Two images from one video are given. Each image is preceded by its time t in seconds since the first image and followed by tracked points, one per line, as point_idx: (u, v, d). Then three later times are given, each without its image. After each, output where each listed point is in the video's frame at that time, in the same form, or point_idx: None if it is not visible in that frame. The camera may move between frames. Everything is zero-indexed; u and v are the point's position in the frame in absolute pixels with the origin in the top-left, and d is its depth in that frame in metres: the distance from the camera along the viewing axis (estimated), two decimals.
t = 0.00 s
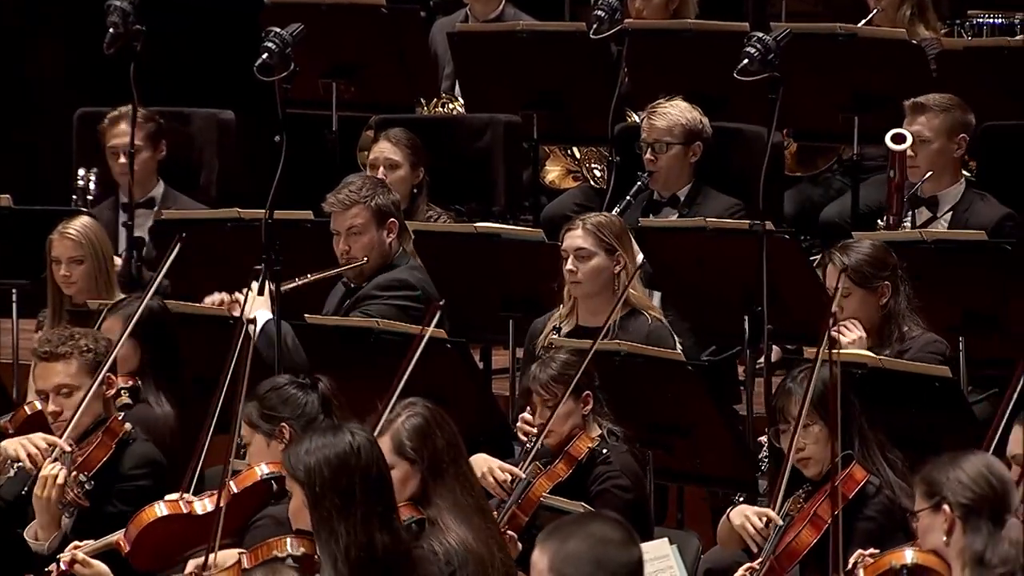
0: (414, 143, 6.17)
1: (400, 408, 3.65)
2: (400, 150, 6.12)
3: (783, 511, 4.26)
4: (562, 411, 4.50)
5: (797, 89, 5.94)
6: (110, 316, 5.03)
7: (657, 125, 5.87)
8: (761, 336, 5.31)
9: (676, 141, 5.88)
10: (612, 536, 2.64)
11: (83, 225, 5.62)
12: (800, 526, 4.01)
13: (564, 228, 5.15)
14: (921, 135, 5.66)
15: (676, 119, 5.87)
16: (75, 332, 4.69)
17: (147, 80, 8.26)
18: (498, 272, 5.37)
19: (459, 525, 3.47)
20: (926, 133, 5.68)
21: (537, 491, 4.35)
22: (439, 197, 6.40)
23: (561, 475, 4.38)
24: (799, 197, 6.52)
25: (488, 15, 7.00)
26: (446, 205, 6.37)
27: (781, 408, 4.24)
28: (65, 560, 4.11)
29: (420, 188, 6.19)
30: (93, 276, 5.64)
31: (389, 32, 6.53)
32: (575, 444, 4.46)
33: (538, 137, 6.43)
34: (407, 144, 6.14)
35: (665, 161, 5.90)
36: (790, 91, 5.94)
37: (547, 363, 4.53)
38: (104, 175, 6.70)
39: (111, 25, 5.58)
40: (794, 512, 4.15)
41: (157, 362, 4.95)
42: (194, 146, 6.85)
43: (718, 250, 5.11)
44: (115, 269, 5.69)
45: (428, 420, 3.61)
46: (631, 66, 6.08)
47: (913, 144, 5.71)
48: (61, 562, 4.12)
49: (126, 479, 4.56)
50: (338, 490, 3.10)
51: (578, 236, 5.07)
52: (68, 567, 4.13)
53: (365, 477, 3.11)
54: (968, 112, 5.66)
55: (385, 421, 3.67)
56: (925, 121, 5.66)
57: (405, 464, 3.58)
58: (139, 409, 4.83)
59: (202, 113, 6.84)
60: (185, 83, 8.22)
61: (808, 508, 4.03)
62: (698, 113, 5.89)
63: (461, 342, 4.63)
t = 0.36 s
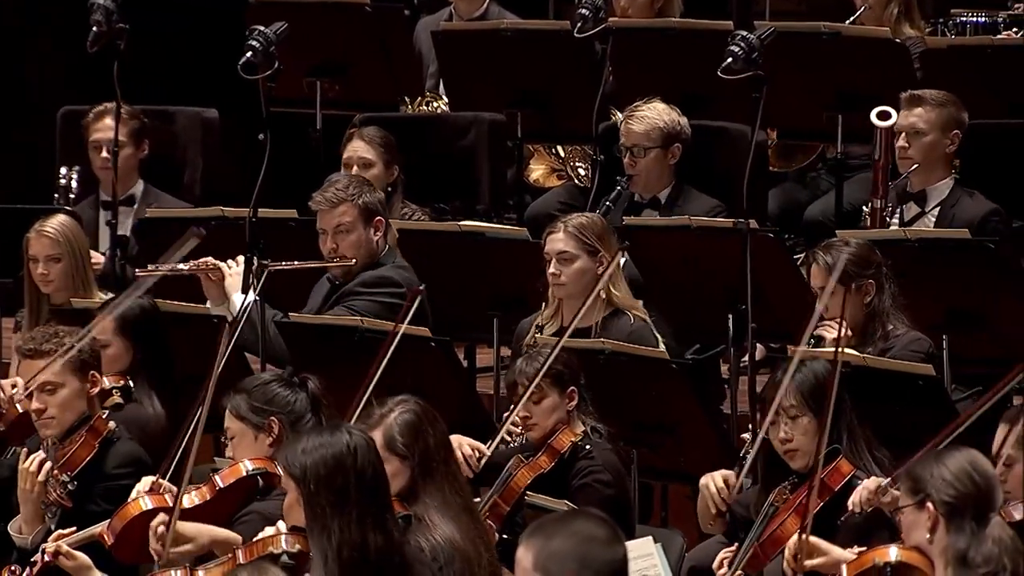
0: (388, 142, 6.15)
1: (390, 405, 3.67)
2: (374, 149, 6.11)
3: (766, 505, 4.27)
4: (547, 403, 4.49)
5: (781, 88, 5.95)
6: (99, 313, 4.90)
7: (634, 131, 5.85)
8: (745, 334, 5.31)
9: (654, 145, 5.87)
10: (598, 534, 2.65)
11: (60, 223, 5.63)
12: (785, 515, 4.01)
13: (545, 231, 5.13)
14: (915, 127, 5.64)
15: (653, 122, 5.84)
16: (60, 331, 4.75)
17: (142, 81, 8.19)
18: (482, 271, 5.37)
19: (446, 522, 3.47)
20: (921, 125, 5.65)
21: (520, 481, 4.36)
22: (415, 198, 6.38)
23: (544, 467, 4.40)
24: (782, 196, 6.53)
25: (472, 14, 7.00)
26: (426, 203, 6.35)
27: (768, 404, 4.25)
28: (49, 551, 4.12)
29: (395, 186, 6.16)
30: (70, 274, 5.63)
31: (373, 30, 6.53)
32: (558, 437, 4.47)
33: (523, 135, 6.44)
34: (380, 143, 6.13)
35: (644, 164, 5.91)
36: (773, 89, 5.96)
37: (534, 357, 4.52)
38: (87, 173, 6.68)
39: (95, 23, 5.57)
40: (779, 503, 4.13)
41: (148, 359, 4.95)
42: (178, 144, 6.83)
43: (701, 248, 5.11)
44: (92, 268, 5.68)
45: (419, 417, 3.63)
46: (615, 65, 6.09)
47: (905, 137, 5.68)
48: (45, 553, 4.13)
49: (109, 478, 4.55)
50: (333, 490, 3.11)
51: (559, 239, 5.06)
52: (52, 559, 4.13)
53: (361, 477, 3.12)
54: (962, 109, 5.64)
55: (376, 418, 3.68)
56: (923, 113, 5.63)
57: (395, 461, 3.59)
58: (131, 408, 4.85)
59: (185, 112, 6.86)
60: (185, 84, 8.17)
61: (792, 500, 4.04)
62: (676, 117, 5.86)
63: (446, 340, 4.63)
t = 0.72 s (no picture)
0: (366, 145, 6.10)
1: (362, 408, 3.67)
2: (352, 155, 6.06)
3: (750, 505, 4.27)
4: (532, 404, 4.51)
5: (767, 88, 5.96)
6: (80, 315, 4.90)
7: (612, 137, 5.86)
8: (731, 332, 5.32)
9: (633, 152, 5.88)
10: (582, 534, 2.65)
11: (44, 223, 5.60)
12: (767, 517, 4.02)
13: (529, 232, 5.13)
14: (903, 127, 5.63)
15: (631, 128, 5.85)
16: (39, 333, 4.69)
17: (129, 80, 7.96)
18: (468, 270, 5.37)
19: (425, 522, 3.47)
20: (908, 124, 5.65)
21: (499, 481, 4.37)
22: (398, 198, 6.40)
23: (525, 467, 4.41)
24: (766, 195, 6.54)
25: (457, 14, 7.00)
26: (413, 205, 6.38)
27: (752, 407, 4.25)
28: (33, 555, 4.08)
29: (375, 187, 6.13)
30: (54, 275, 5.61)
31: (359, 30, 6.53)
32: (541, 437, 4.47)
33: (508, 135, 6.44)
34: (358, 148, 6.08)
35: (625, 172, 5.92)
36: (759, 89, 5.96)
37: (521, 359, 4.55)
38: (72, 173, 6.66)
39: (79, 22, 5.56)
40: (764, 504, 4.15)
41: (129, 360, 4.94)
42: (162, 144, 6.82)
43: (688, 248, 5.11)
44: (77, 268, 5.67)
45: (391, 418, 3.62)
46: (601, 64, 6.09)
47: (893, 136, 5.68)
48: (30, 556, 4.09)
49: (92, 482, 4.55)
50: (310, 491, 3.11)
51: (539, 242, 5.06)
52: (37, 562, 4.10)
53: (337, 477, 3.13)
54: (948, 108, 5.65)
55: (348, 422, 3.68)
56: (908, 113, 5.63)
57: (369, 463, 3.58)
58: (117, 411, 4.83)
59: (170, 112, 6.85)
60: (173, 83, 8.01)
61: (776, 501, 4.04)
62: (653, 120, 5.87)
63: (431, 340, 4.62)
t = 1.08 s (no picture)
0: (357, 147, 6.09)
1: (342, 407, 3.68)
2: (341, 159, 6.04)
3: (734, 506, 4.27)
4: (517, 405, 4.49)
5: (751, 87, 5.97)
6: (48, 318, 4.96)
7: (602, 129, 5.86)
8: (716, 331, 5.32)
9: (622, 144, 5.88)
10: (566, 534, 2.65)
11: (30, 223, 5.58)
12: (752, 517, 4.02)
13: (513, 230, 5.14)
14: (888, 126, 5.64)
15: (621, 122, 5.85)
16: (13, 337, 4.59)
17: (126, 80, 7.95)
18: (453, 271, 5.37)
19: (406, 520, 3.47)
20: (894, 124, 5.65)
21: (481, 484, 4.36)
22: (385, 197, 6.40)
23: (510, 469, 4.42)
24: (751, 196, 6.55)
25: (442, 13, 7.00)
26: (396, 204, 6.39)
27: (736, 406, 4.24)
28: (19, 558, 4.09)
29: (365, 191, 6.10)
30: (40, 275, 5.60)
31: (343, 30, 6.53)
32: (526, 438, 4.47)
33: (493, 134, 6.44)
34: (348, 150, 6.06)
35: (613, 165, 5.91)
36: (743, 89, 5.97)
37: (506, 357, 4.55)
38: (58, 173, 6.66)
39: (64, 22, 5.54)
40: (748, 505, 4.17)
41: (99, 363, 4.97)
42: (148, 144, 6.81)
43: (673, 248, 5.11)
44: (64, 268, 5.65)
45: (370, 418, 3.63)
46: (586, 64, 6.09)
47: (878, 135, 5.69)
48: (15, 559, 4.10)
49: (72, 485, 4.55)
50: (297, 488, 3.11)
51: (525, 240, 5.07)
52: (22, 565, 4.11)
53: (323, 476, 3.14)
54: (933, 109, 5.65)
55: (328, 422, 3.69)
56: (893, 113, 5.64)
57: (351, 463, 3.59)
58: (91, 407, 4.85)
59: (155, 112, 6.85)
60: (173, 82, 8.00)
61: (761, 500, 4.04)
62: (644, 115, 5.87)
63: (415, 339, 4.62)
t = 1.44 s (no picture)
0: (349, 147, 6.08)
1: (331, 406, 3.67)
2: (336, 158, 6.03)
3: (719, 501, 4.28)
4: (509, 400, 4.48)
5: (737, 87, 5.97)
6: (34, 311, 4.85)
7: (593, 117, 5.84)
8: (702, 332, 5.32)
9: (612, 133, 5.87)
10: (559, 533, 2.65)
11: (18, 223, 5.56)
12: (739, 512, 4.04)
13: (502, 228, 5.13)
14: (877, 125, 5.64)
15: (612, 112, 5.83)
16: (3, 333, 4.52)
17: (108, 80, 7.90)
18: (439, 270, 5.37)
19: (392, 521, 3.47)
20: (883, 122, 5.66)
21: (471, 477, 4.39)
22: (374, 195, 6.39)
23: (501, 463, 4.42)
24: (737, 196, 6.55)
25: (428, 13, 7.00)
26: (384, 203, 6.37)
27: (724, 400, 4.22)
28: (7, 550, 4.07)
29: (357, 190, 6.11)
30: (29, 275, 5.59)
31: (330, 31, 6.53)
32: (518, 435, 4.44)
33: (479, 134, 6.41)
34: (340, 150, 6.05)
35: (602, 154, 5.91)
36: (729, 89, 5.98)
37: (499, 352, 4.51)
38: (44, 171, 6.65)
39: (49, 22, 5.53)
40: (733, 500, 4.16)
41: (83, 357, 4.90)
42: (134, 143, 6.81)
43: (660, 248, 5.11)
44: (53, 268, 5.64)
45: (360, 417, 3.63)
46: (573, 64, 6.10)
47: (866, 133, 5.70)
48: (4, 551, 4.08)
49: (60, 483, 4.55)
50: (283, 485, 3.11)
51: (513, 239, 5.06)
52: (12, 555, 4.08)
53: (310, 474, 3.13)
54: (921, 110, 5.66)
55: (317, 421, 3.68)
56: (882, 111, 5.64)
57: (339, 462, 3.58)
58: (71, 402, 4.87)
59: (141, 111, 6.83)
60: (156, 82, 7.97)
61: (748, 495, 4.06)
62: (635, 107, 5.84)
63: (402, 339, 4.62)
